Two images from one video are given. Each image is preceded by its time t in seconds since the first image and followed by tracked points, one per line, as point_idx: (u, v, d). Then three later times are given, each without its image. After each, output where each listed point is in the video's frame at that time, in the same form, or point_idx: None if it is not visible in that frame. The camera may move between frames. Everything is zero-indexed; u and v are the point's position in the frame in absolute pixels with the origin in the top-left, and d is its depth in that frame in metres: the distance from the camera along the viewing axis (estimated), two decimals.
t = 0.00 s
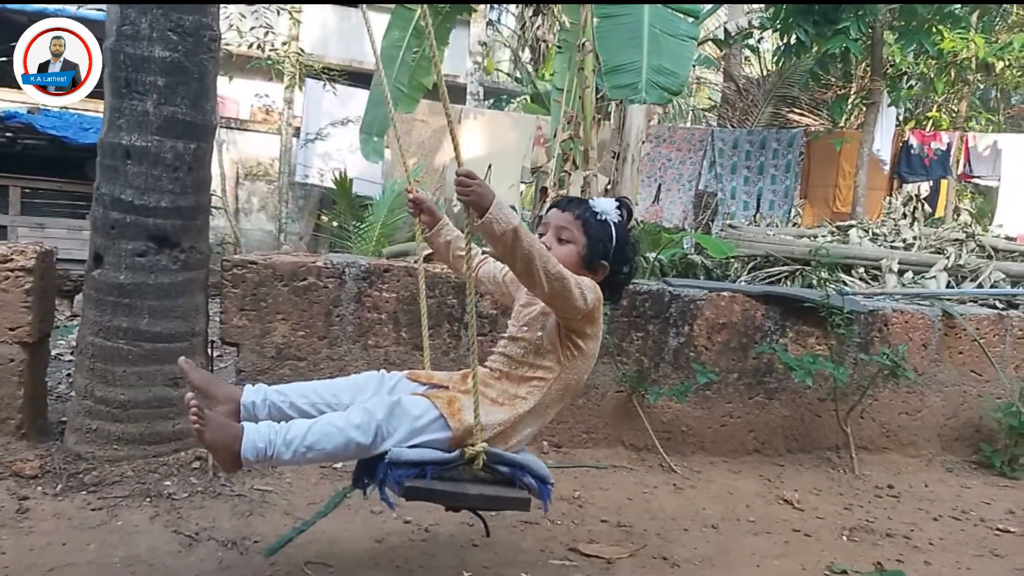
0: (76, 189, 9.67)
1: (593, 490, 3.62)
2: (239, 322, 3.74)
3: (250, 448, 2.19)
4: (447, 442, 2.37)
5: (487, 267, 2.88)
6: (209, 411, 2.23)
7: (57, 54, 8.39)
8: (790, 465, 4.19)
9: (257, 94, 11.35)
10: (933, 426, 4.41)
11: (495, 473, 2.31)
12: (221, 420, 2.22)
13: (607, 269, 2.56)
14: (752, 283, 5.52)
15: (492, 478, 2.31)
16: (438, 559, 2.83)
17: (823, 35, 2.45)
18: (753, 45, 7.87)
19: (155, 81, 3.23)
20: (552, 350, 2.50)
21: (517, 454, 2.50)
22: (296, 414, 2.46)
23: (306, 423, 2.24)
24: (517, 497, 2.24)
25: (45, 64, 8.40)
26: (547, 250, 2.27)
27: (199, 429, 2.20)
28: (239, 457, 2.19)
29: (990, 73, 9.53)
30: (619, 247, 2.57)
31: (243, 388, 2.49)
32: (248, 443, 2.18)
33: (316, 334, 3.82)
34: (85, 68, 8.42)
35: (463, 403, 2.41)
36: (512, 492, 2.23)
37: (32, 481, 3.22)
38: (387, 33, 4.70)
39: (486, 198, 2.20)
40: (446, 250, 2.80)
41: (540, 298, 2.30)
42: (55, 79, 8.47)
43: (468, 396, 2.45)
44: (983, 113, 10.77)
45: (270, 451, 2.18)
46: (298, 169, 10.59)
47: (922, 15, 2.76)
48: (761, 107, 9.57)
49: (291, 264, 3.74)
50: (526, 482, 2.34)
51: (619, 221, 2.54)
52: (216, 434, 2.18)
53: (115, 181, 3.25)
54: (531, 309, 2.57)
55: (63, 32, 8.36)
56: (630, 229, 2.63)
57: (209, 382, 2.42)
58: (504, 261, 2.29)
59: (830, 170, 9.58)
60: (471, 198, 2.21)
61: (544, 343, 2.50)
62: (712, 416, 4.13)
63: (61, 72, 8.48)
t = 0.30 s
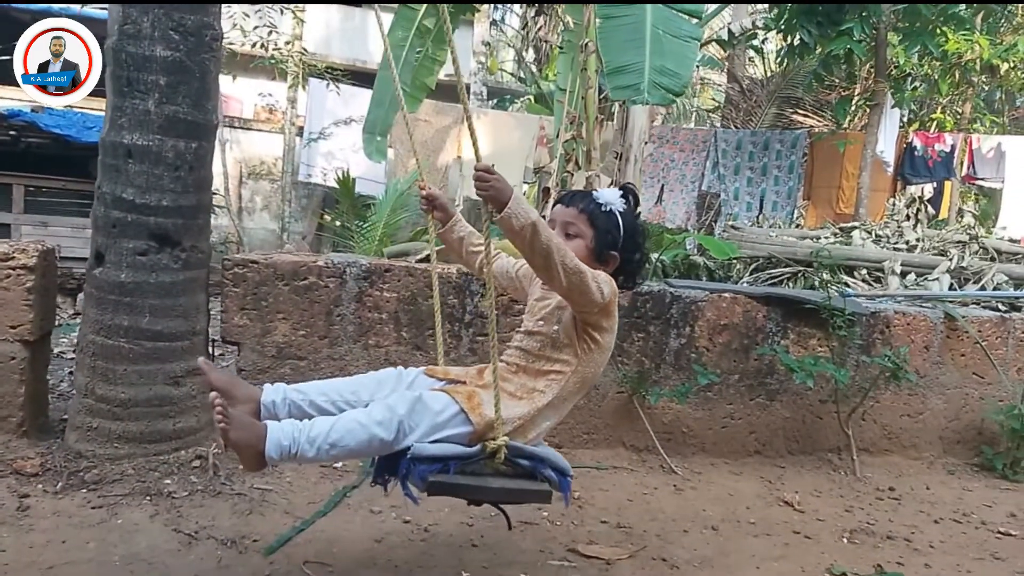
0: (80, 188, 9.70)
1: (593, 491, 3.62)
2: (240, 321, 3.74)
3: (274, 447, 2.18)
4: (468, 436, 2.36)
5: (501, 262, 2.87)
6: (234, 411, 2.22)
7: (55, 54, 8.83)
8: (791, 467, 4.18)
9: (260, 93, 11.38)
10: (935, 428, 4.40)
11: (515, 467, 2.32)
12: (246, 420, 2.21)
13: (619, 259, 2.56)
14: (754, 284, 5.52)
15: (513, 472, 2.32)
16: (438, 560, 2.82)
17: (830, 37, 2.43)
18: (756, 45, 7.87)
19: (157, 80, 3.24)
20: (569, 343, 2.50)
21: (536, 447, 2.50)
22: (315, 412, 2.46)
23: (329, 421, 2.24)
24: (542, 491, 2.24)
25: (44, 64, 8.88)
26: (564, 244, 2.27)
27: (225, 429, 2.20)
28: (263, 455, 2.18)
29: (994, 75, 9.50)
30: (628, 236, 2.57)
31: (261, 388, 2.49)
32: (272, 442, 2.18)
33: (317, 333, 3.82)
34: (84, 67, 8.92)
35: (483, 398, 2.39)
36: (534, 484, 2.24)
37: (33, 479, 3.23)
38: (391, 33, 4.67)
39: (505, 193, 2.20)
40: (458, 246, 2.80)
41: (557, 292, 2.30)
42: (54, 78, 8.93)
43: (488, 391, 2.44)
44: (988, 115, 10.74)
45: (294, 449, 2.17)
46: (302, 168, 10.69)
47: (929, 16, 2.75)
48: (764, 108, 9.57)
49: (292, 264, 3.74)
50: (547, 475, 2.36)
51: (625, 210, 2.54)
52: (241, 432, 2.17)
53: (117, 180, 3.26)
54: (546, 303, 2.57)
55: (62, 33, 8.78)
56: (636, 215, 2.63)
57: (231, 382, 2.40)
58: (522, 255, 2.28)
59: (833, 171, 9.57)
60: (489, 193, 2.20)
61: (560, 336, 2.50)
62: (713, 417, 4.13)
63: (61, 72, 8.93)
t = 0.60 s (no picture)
0: (90, 186, 9.73)
1: (600, 489, 3.61)
2: (249, 318, 3.75)
3: (296, 445, 2.18)
4: (487, 432, 2.37)
5: (514, 259, 2.86)
6: (255, 410, 2.20)
7: (57, 55, 7.84)
8: (800, 467, 4.17)
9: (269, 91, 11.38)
10: (944, 428, 4.38)
11: (535, 462, 2.31)
12: (267, 418, 2.20)
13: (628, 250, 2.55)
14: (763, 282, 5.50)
15: (532, 468, 2.31)
16: (445, 556, 2.83)
17: (836, 33, 2.43)
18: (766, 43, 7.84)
19: (166, 78, 3.25)
20: (584, 338, 2.50)
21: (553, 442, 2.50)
22: (334, 411, 2.47)
23: (350, 419, 2.25)
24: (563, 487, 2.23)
25: (45, 64, 7.85)
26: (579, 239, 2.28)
27: (247, 427, 2.17)
28: (286, 454, 2.18)
29: (1006, 72, 9.44)
30: (636, 225, 2.56)
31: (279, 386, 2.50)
32: (294, 440, 2.18)
33: (325, 331, 3.83)
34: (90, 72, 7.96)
35: (501, 394, 2.41)
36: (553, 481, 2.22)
37: (43, 475, 3.24)
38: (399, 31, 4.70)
39: (521, 188, 2.20)
40: (470, 242, 2.81)
41: (573, 287, 2.30)
42: (56, 80, 7.90)
43: (506, 387, 2.45)
44: (999, 113, 10.67)
45: (316, 448, 2.18)
46: (310, 166, 10.76)
47: (937, 13, 2.74)
48: (774, 106, 9.53)
49: (300, 262, 3.75)
50: (565, 470, 2.33)
51: (629, 200, 2.53)
52: (264, 430, 2.16)
53: (126, 178, 3.27)
54: (560, 299, 2.57)
55: (63, 32, 7.88)
56: (642, 205, 2.61)
57: (250, 381, 2.40)
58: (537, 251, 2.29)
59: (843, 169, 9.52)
60: (505, 189, 2.20)
61: (576, 332, 2.50)
62: (721, 416, 4.12)
63: (61, 72, 7.93)
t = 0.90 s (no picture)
0: (107, 183, 9.82)
1: (616, 485, 3.61)
2: (266, 314, 3.77)
3: (315, 445, 2.19)
4: (505, 430, 2.38)
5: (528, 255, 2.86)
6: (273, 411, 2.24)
7: (57, 55, 8.53)
8: (816, 464, 4.15)
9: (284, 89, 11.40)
10: (963, 425, 4.34)
11: (552, 460, 2.33)
12: (285, 418, 2.23)
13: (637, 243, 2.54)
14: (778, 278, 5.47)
15: (549, 464, 2.33)
16: (461, 552, 2.84)
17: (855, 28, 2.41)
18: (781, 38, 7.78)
19: (183, 76, 3.27)
20: (599, 335, 2.50)
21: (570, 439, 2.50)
22: (351, 410, 2.48)
23: (367, 418, 2.25)
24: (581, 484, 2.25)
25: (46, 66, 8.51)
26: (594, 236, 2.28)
27: (266, 428, 2.21)
28: (305, 453, 2.20)
29: None
30: (642, 217, 2.55)
31: (295, 386, 2.49)
32: (313, 440, 2.19)
33: (341, 327, 3.85)
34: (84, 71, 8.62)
35: (518, 392, 2.41)
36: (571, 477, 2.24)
37: (62, 469, 3.27)
38: (413, 27, 4.70)
39: (537, 184, 2.19)
40: (482, 240, 2.82)
41: (588, 284, 2.30)
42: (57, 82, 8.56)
43: (522, 384, 2.46)
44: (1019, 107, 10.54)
45: (335, 447, 2.19)
46: (324, 163, 10.74)
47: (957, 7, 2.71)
48: (790, 101, 9.46)
49: (316, 258, 3.77)
50: (582, 467, 2.35)
51: (634, 194, 2.53)
52: (281, 431, 2.18)
53: (144, 175, 3.29)
54: (573, 296, 2.57)
55: (63, 33, 8.55)
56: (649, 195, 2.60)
57: (267, 381, 2.39)
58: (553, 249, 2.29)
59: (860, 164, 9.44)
60: (520, 185, 2.20)
61: (591, 329, 2.50)
62: (737, 413, 4.10)
63: (61, 72, 8.61)
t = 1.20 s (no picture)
0: (132, 183, 9.93)
1: (639, 484, 3.60)
2: (290, 313, 3.81)
3: (330, 450, 2.23)
4: (519, 433, 2.39)
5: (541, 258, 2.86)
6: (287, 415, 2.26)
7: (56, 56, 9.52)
8: (841, 463, 4.11)
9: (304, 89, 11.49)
10: (991, 424, 4.29)
11: (567, 463, 2.35)
12: (299, 423, 2.26)
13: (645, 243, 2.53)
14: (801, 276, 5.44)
15: (564, 467, 2.35)
16: (485, 550, 2.85)
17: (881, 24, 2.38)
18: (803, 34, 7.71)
19: (209, 77, 3.31)
20: (613, 337, 2.50)
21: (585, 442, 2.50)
22: (365, 413, 2.50)
23: (382, 422, 2.27)
24: (595, 486, 2.26)
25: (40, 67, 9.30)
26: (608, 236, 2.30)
27: (281, 434, 2.24)
28: (320, 458, 2.23)
29: None
30: (649, 216, 2.54)
31: (309, 390, 2.51)
32: (328, 445, 2.22)
33: (365, 325, 3.87)
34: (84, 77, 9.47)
35: (532, 394, 2.42)
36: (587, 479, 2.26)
37: (92, 466, 3.32)
38: (432, 27, 4.72)
39: (551, 185, 2.21)
40: (495, 242, 2.85)
41: (603, 284, 2.32)
42: (54, 81, 9.26)
43: (536, 387, 2.47)
44: None
45: (350, 452, 2.22)
46: (344, 163, 11.08)
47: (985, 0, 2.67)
48: (811, 97, 9.37)
49: (340, 257, 3.80)
50: (597, 470, 2.37)
51: (637, 193, 2.51)
52: (296, 437, 2.22)
53: (171, 176, 3.33)
54: (586, 299, 2.57)
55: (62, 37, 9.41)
56: (654, 194, 2.59)
57: (281, 386, 2.40)
58: (568, 250, 2.31)
59: (883, 161, 9.36)
60: (534, 186, 2.22)
61: (604, 331, 2.50)
62: (761, 411, 4.08)
63: (61, 72, 9.51)
